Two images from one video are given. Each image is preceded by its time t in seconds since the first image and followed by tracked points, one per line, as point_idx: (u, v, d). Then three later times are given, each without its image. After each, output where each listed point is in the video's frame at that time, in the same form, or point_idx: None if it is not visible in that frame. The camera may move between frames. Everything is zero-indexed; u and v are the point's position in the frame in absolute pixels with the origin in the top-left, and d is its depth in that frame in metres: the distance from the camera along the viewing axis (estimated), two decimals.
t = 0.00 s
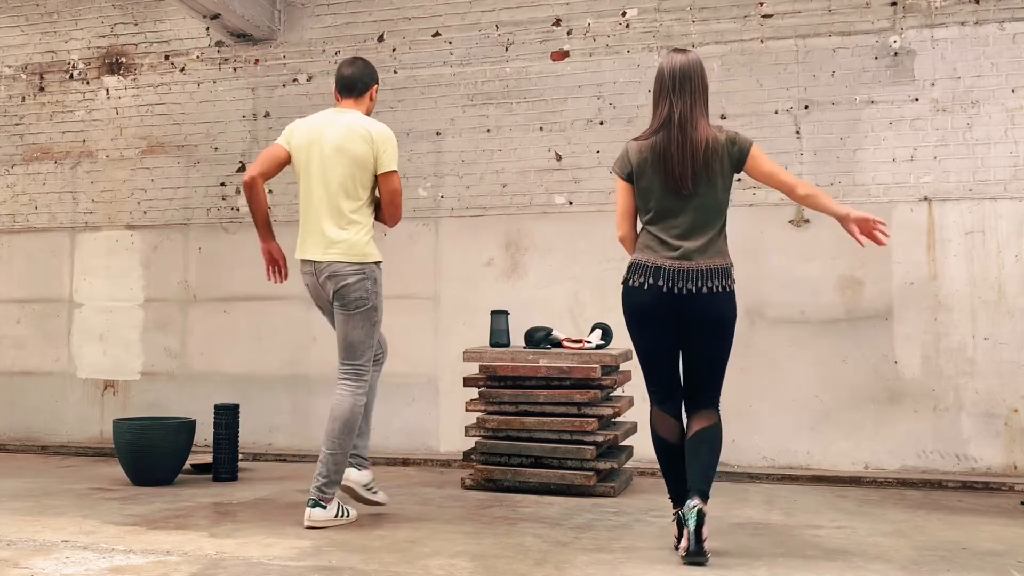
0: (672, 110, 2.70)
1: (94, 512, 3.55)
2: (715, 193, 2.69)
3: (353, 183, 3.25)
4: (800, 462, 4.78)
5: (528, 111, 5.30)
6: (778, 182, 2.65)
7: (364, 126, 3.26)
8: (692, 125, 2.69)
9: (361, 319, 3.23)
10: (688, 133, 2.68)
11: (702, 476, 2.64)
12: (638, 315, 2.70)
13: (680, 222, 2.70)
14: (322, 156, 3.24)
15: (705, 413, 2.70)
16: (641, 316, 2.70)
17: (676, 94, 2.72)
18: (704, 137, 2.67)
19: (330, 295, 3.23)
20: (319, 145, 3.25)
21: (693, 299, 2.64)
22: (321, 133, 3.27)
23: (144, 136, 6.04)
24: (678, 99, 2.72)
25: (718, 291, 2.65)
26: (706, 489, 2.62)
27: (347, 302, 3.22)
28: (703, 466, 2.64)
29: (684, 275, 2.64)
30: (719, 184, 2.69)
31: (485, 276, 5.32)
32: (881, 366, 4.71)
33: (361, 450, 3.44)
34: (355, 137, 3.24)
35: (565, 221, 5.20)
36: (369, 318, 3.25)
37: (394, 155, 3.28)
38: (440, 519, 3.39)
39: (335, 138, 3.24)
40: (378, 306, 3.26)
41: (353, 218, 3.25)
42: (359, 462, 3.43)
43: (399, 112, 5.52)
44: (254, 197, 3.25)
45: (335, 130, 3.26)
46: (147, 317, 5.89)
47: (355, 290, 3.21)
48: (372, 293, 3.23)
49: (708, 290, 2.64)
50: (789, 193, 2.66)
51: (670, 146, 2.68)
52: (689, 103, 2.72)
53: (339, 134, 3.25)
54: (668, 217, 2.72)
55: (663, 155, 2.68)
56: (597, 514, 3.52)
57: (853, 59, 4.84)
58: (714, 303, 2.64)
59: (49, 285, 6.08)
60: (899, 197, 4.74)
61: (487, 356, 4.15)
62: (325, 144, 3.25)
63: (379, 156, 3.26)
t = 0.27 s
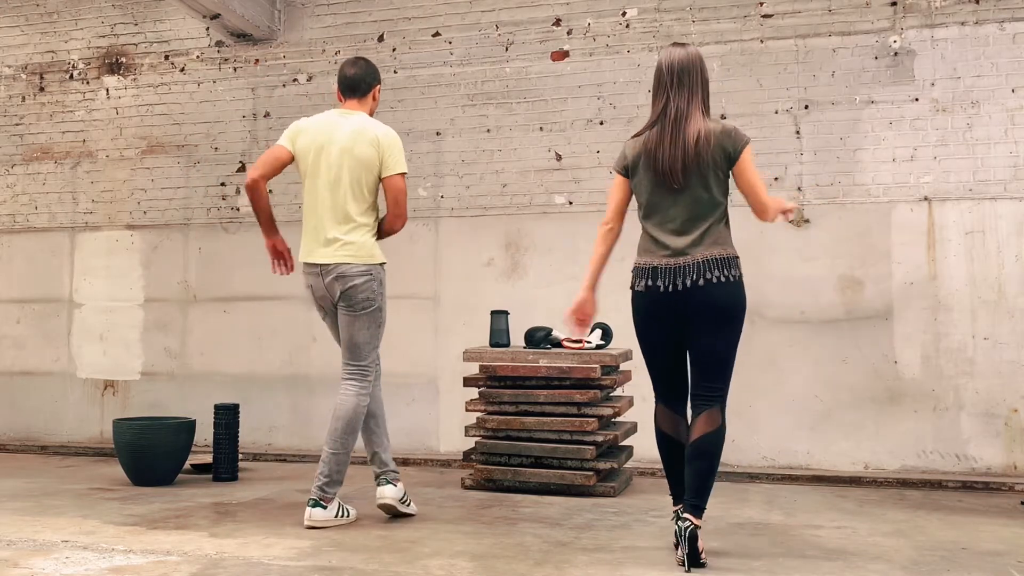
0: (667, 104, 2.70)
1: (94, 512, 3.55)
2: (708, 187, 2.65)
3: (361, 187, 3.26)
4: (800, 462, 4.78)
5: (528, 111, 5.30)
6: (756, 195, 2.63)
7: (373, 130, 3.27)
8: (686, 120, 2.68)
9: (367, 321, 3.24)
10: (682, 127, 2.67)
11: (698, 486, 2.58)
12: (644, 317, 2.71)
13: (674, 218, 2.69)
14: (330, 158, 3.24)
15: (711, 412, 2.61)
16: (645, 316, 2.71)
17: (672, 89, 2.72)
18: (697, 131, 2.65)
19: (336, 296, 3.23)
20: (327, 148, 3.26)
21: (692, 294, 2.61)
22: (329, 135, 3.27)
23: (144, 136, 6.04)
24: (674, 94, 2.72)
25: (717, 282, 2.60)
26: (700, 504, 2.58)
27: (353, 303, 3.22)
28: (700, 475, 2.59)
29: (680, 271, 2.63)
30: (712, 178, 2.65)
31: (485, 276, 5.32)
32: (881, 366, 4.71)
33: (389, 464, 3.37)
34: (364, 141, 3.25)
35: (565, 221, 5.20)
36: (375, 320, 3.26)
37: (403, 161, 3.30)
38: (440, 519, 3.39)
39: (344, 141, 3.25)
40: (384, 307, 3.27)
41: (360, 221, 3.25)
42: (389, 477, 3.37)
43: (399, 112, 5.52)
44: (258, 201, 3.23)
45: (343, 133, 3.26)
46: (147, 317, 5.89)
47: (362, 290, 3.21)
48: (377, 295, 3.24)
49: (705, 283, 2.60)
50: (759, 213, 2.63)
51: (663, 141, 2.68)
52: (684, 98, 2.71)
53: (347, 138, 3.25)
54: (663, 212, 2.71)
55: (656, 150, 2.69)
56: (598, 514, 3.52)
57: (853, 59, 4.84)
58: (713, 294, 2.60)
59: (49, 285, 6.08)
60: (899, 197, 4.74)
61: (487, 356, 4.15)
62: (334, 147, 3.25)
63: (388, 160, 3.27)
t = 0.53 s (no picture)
0: (667, 108, 2.70)
1: (93, 512, 3.55)
2: (706, 190, 2.65)
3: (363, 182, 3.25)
4: (800, 462, 4.78)
5: (528, 111, 5.29)
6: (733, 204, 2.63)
7: (374, 125, 3.26)
8: (685, 122, 2.68)
9: (365, 320, 3.24)
10: (680, 130, 2.67)
11: (701, 486, 2.58)
12: (646, 318, 2.73)
13: (673, 219, 2.69)
14: (332, 155, 3.25)
15: (714, 411, 2.60)
16: (646, 318, 2.73)
17: (672, 91, 2.72)
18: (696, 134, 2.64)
19: (336, 296, 3.24)
20: (329, 145, 3.26)
21: (690, 292, 2.62)
22: (330, 132, 3.27)
23: (144, 136, 6.04)
24: (673, 96, 2.71)
25: (714, 279, 2.59)
26: (703, 506, 2.60)
27: (352, 302, 3.23)
28: (703, 475, 2.59)
29: (677, 271, 2.64)
30: (710, 181, 2.64)
31: (485, 276, 5.32)
32: (881, 366, 4.71)
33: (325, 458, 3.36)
34: (365, 136, 3.24)
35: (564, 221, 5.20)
36: (373, 320, 3.26)
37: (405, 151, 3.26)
38: (440, 519, 3.39)
39: (345, 137, 3.25)
40: (383, 308, 3.28)
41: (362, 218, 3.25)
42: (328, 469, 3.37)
43: (399, 112, 5.52)
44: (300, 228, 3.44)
45: (345, 129, 3.26)
46: (147, 317, 5.89)
47: (364, 291, 3.22)
48: (378, 296, 3.25)
49: (702, 280, 2.59)
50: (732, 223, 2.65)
51: (662, 144, 2.68)
52: (684, 99, 2.70)
53: (348, 134, 3.25)
54: (662, 214, 2.72)
55: (655, 153, 2.70)
56: (598, 514, 3.52)
57: (853, 59, 4.84)
58: (711, 291, 2.59)
59: (49, 285, 6.08)
60: (899, 197, 4.74)
61: (487, 357, 4.15)
62: (335, 144, 3.25)
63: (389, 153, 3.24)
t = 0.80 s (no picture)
0: (670, 112, 2.69)
1: (93, 512, 3.55)
2: (707, 194, 2.69)
3: (355, 181, 3.26)
4: (800, 462, 4.78)
5: (528, 111, 5.29)
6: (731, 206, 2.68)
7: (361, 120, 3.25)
8: (688, 125, 2.68)
9: (367, 322, 3.24)
10: (683, 134, 2.68)
11: (702, 483, 2.58)
12: (636, 312, 2.73)
13: (673, 221, 2.71)
14: (326, 158, 3.29)
15: (710, 408, 2.61)
16: (640, 313, 2.72)
17: (673, 93, 2.71)
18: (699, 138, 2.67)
19: (337, 296, 3.24)
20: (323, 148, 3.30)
21: (687, 289, 2.63)
22: (325, 135, 3.31)
23: (144, 136, 6.03)
24: (674, 98, 2.71)
25: (711, 277, 2.62)
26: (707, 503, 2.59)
27: (353, 304, 3.23)
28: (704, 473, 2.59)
29: (674, 267, 2.65)
30: (711, 186, 2.69)
31: (485, 276, 5.32)
32: (881, 366, 4.71)
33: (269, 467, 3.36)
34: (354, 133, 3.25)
35: (564, 221, 5.20)
36: (376, 321, 3.27)
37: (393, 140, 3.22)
38: (440, 519, 3.39)
39: (337, 138, 3.28)
40: (384, 310, 3.29)
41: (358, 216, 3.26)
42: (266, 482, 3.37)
43: (399, 112, 5.52)
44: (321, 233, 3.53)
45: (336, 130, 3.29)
46: (147, 317, 5.89)
47: (365, 292, 3.23)
48: (379, 298, 3.26)
49: (699, 277, 2.62)
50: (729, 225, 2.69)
51: (665, 147, 2.68)
52: (685, 103, 2.70)
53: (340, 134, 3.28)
54: (660, 216, 2.72)
55: (658, 157, 2.69)
56: (598, 514, 3.52)
57: (853, 59, 4.84)
58: (708, 289, 2.61)
59: (49, 285, 6.08)
60: (899, 197, 4.74)
61: (487, 357, 4.15)
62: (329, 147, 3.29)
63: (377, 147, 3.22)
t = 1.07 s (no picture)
0: (665, 115, 2.71)
1: (94, 512, 3.55)
2: (701, 197, 2.72)
3: (358, 184, 3.26)
4: (800, 462, 4.78)
5: (528, 111, 5.30)
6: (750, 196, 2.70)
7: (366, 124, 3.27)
8: (682, 128, 2.70)
9: (370, 324, 3.23)
10: (678, 136, 2.69)
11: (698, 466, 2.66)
12: (628, 310, 2.72)
13: (666, 224, 2.73)
14: (330, 162, 3.30)
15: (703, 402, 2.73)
16: (631, 314, 2.71)
17: (669, 96, 2.72)
18: (693, 141, 2.68)
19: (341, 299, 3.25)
20: (327, 152, 3.31)
21: (682, 299, 2.66)
22: (328, 139, 3.32)
23: (144, 136, 6.03)
24: (670, 101, 2.72)
25: (703, 291, 2.66)
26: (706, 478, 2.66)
27: (355, 306, 3.23)
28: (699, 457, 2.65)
29: (669, 275, 2.66)
30: (705, 188, 2.73)
31: (485, 276, 5.32)
32: (881, 366, 4.71)
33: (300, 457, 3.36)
34: (358, 137, 3.26)
35: (564, 222, 5.20)
36: (378, 323, 3.25)
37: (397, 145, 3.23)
38: (440, 519, 3.39)
39: (341, 142, 3.28)
40: (387, 311, 3.26)
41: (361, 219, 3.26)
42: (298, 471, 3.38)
43: (399, 112, 5.52)
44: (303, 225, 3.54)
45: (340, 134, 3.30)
46: (148, 317, 5.89)
47: (366, 294, 3.22)
48: (381, 299, 3.24)
49: (692, 291, 2.65)
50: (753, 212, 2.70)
51: (660, 149, 2.69)
52: (680, 106, 2.72)
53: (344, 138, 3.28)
54: (654, 217, 2.74)
55: (655, 159, 2.70)
56: (598, 514, 3.52)
57: (853, 59, 4.84)
58: (700, 302, 2.66)
59: (49, 285, 6.08)
60: (899, 197, 4.74)
61: (487, 357, 4.16)
62: (332, 150, 3.30)
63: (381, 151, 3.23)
